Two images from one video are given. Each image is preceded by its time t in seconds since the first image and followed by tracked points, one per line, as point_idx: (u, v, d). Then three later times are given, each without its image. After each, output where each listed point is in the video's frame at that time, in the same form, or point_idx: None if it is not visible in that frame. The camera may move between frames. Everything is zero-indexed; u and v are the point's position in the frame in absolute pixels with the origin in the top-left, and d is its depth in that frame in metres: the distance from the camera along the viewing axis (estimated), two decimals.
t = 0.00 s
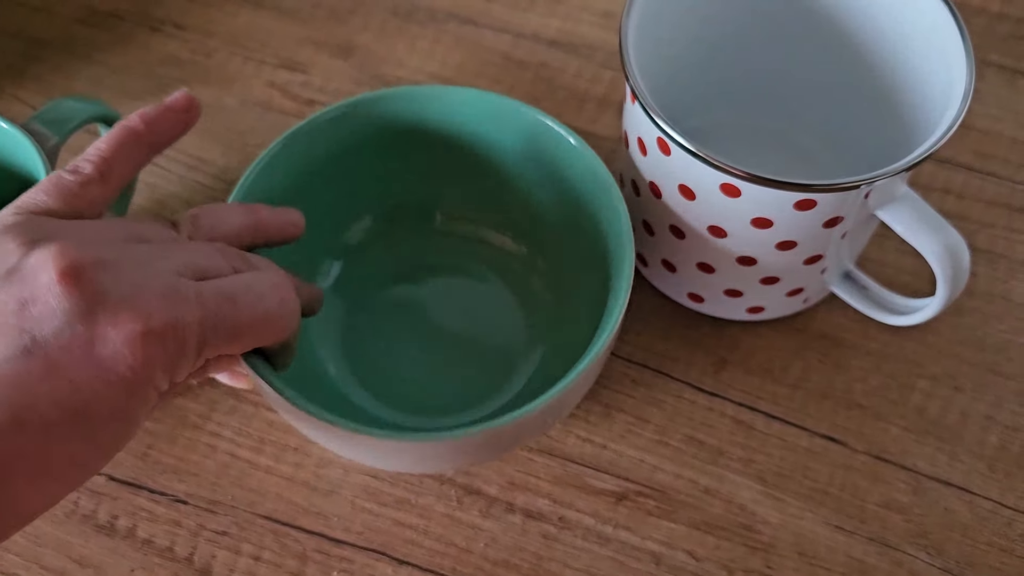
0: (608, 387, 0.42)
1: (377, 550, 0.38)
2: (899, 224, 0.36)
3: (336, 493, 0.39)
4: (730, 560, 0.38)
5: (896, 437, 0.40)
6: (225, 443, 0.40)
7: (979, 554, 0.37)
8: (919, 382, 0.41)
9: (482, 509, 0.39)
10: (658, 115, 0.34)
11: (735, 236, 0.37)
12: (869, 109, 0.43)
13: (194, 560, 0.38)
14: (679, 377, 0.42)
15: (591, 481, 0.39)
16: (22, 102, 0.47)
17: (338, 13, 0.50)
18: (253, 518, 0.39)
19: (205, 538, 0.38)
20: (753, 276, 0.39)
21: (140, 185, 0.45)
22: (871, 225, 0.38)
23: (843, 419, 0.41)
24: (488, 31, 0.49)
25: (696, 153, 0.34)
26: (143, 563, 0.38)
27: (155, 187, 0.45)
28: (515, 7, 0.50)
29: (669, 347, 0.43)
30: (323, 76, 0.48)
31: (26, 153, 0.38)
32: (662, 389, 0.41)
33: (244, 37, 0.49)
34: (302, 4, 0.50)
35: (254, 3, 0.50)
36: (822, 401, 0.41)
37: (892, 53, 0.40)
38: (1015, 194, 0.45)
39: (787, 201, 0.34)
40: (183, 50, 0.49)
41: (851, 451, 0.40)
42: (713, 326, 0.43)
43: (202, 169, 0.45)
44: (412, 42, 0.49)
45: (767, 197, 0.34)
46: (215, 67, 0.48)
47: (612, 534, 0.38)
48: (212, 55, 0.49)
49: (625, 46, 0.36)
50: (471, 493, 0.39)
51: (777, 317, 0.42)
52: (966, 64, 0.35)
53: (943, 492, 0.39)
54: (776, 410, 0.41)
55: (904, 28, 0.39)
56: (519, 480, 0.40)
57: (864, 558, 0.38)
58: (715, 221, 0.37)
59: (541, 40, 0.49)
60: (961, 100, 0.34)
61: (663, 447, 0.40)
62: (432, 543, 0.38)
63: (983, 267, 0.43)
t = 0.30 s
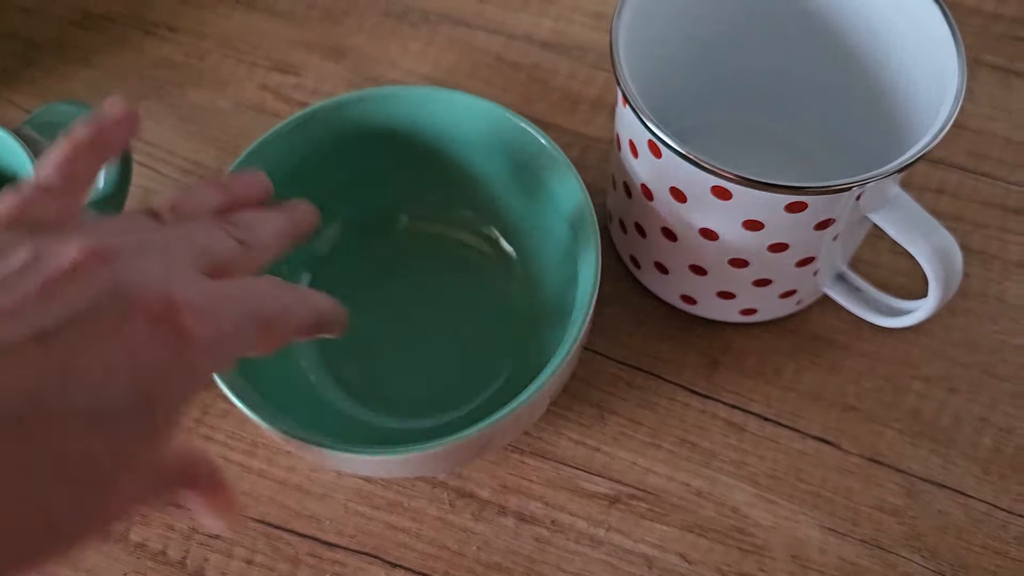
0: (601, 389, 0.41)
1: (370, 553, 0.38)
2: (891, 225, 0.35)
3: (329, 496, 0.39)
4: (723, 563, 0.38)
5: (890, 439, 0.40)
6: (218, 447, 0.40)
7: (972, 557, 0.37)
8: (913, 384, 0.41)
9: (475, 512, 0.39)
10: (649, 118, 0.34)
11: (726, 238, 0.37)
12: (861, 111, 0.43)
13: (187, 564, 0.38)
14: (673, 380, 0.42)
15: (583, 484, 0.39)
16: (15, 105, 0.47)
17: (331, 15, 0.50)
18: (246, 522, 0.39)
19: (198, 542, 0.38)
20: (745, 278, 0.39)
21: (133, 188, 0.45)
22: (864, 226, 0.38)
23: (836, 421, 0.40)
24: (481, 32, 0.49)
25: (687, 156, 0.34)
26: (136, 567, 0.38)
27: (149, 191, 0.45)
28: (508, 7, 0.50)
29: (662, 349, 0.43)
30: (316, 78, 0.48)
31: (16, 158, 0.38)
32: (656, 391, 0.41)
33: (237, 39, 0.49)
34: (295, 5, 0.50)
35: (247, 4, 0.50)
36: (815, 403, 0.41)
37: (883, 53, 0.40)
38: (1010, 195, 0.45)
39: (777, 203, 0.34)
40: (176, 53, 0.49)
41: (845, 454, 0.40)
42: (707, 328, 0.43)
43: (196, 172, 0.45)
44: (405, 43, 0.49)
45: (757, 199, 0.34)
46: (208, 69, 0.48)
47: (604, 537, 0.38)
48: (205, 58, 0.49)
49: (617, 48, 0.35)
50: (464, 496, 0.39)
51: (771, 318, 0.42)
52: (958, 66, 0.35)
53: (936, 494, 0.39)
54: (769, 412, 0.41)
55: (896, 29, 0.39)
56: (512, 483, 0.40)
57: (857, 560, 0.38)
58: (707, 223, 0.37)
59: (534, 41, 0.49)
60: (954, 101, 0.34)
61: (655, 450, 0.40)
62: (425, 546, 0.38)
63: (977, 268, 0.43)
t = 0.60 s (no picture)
0: (605, 391, 0.42)
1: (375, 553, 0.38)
2: (894, 227, 0.36)
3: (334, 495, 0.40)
4: (726, 562, 0.38)
5: (892, 439, 0.40)
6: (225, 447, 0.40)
7: (975, 556, 0.38)
8: (915, 384, 0.41)
9: (479, 512, 0.39)
10: (654, 120, 0.35)
11: (730, 241, 0.37)
12: (863, 111, 0.43)
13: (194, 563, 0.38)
14: (676, 380, 0.42)
15: (587, 484, 0.40)
16: (22, 107, 0.47)
17: (336, 18, 0.50)
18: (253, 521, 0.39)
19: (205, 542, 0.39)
20: (748, 279, 0.39)
21: (140, 191, 0.45)
22: (867, 228, 0.38)
23: (839, 422, 0.41)
24: (485, 35, 0.49)
25: (690, 158, 0.34)
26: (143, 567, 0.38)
27: (156, 193, 0.45)
28: (511, 10, 0.50)
29: (665, 349, 0.43)
30: (320, 80, 0.48)
31: (21, 159, 0.38)
32: (660, 392, 0.42)
33: (243, 41, 0.49)
34: (300, 8, 0.51)
35: (252, 7, 0.51)
36: (818, 403, 0.41)
37: (884, 53, 0.40)
38: (1012, 196, 0.45)
39: (780, 205, 0.34)
40: (182, 55, 0.49)
41: (848, 454, 0.40)
42: (709, 329, 0.43)
43: (201, 174, 0.46)
44: (409, 46, 0.49)
45: (759, 201, 0.34)
46: (213, 72, 0.49)
47: (608, 537, 0.38)
48: (210, 61, 0.49)
49: (619, 49, 0.36)
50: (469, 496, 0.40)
51: (773, 319, 0.42)
52: (959, 66, 0.35)
53: (939, 494, 0.39)
54: (772, 412, 0.41)
55: (897, 28, 0.39)
56: (516, 483, 0.40)
57: (860, 560, 0.38)
58: (710, 225, 0.37)
59: (538, 43, 0.49)
60: (956, 101, 0.34)
61: (659, 450, 0.40)
62: (430, 546, 0.39)
63: (980, 269, 0.44)
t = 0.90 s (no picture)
0: (612, 394, 0.42)
1: (386, 552, 0.39)
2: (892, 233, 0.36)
3: (346, 496, 0.40)
4: (730, 562, 0.39)
5: (894, 443, 0.41)
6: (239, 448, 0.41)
7: (974, 557, 0.38)
8: (917, 388, 0.42)
9: (488, 512, 0.40)
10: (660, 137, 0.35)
11: (735, 247, 0.38)
12: (865, 119, 0.44)
13: (209, 562, 0.39)
14: (682, 384, 0.43)
15: (594, 485, 0.40)
16: (41, 115, 0.49)
17: (348, 27, 0.51)
18: (266, 521, 0.40)
19: (219, 541, 0.39)
20: (753, 285, 0.40)
21: (156, 196, 0.46)
22: (870, 234, 0.39)
23: (842, 425, 0.41)
24: (494, 43, 0.50)
25: (696, 165, 0.35)
26: (159, 565, 0.39)
27: (171, 199, 0.46)
28: (520, 19, 0.51)
29: (671, 353, 0.43)
30: (332, 87, 0.49)
31: (43, 164, 0.39)
32: (666, 395, 0.42)
33: (256, 49, 0.50)
34: (312, 18, 0.52)
35: (265, 17, 0.52)
36: (822, 407, 0.42)
37: (887, 60, 0.41)
38: (1013, 203, 0.45)
39: (784, 211, 0.35)
40: (196, 64, 0.50)
41: (850, 456, 0.41)
42: (715, 334, 0.44)
43: (215, 180, 0.47)
44: (419, 54, 0.50)
45: (764, 208, 0.35)
46: (227, 80, 0.49)
47: (614, 537, 0.39)
48: (224, 69, 0.50)
49: (626, 57, 0.36)
50: (478, 496, 0.40)
51: (778, 324, 0.43)
52: (959, 76, 0.36)
53: (939, 496, 0.40)
54: (776, 415, 0.42)
55: (899, 36, 0.39)
56: (523, 484, 0.40)
57: (861, 561, 0.38)
58: (715, 231, 0.38)
59: (546, 51, 0.50)
60: (955, 111, 0.35)
61: (664, 452, 0.41)
62: (440, 546, 0.39)
63: (981, 275, 0.44)
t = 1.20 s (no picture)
0: (626, 396, 0.43)
1: (404, 549, 0.40)
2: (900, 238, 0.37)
3: (365, 494, 0.41)
4: (741, 561, 0.40)
5: (902, 445, 0.42)
6: (259, 447, 0.42)
7: (979, 557, 0.39)
8: (925, 392, 0.43)
9: (504, 511, 0.41)
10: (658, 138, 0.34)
11: (746, 253, 0.39)
12: (873, 127, 0.45)
13: (230, 558, 0.40)
14: (694, 386, 0.43)
15: (607, 484, 0.41)
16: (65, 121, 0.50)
17: (364, 35, 0.52)
18: (286, 518, 0.41)
19: (241, 537, 0.40)
20: (764, 290, 0.41)
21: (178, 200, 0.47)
22: (878, 240, 0.39)
23: (851, 427, 0.42)
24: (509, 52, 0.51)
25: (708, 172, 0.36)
26: (182, 561, 0.40)
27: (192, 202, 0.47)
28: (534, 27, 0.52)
29: (683, 356, 0.44)
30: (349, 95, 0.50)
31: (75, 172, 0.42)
32: (678, 397, 0.43)
33: (274, 56, 0.51)
34: (329, 25, 0.52)
35: (283, 24, 0.52)
36: (830, 410, 0.43)
37: (896, 68, 0.42)
38: (1018, 210, 0.46)
39: (795, 217, 0.36)
40: (215, 70, 0.51)
41: (859, 458, 0.41)
42: (725, 338, 0.45)
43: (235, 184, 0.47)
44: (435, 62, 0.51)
45: (775, 214, 0.36)
46: (246, 86, 0.50)
47: (627, 536, 0.40)
48: (243, 75, 0.51)
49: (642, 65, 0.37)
50: (494, 495, 0.41)
51: (787, 328, 0.44)
52: (966, 83, 0.37)
53: (946, 497, 0.40)
54: (785, 417, 0.43)
55: (908, 46, 0.40)
56: (538, 483, 0.41)
57: (869, 559, 0.39)
58: (727, 238, 0.38)
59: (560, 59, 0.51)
60: (961, 121, 0.36)
61: (677, 453, 0.42)
62: (456, 543, 0.40)
63: (987, 281, 0.45)
